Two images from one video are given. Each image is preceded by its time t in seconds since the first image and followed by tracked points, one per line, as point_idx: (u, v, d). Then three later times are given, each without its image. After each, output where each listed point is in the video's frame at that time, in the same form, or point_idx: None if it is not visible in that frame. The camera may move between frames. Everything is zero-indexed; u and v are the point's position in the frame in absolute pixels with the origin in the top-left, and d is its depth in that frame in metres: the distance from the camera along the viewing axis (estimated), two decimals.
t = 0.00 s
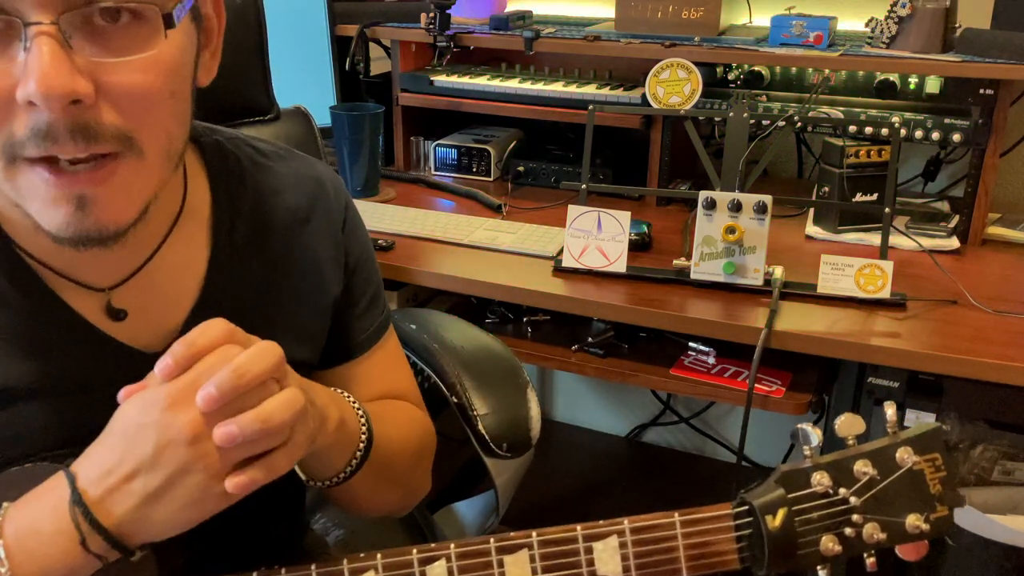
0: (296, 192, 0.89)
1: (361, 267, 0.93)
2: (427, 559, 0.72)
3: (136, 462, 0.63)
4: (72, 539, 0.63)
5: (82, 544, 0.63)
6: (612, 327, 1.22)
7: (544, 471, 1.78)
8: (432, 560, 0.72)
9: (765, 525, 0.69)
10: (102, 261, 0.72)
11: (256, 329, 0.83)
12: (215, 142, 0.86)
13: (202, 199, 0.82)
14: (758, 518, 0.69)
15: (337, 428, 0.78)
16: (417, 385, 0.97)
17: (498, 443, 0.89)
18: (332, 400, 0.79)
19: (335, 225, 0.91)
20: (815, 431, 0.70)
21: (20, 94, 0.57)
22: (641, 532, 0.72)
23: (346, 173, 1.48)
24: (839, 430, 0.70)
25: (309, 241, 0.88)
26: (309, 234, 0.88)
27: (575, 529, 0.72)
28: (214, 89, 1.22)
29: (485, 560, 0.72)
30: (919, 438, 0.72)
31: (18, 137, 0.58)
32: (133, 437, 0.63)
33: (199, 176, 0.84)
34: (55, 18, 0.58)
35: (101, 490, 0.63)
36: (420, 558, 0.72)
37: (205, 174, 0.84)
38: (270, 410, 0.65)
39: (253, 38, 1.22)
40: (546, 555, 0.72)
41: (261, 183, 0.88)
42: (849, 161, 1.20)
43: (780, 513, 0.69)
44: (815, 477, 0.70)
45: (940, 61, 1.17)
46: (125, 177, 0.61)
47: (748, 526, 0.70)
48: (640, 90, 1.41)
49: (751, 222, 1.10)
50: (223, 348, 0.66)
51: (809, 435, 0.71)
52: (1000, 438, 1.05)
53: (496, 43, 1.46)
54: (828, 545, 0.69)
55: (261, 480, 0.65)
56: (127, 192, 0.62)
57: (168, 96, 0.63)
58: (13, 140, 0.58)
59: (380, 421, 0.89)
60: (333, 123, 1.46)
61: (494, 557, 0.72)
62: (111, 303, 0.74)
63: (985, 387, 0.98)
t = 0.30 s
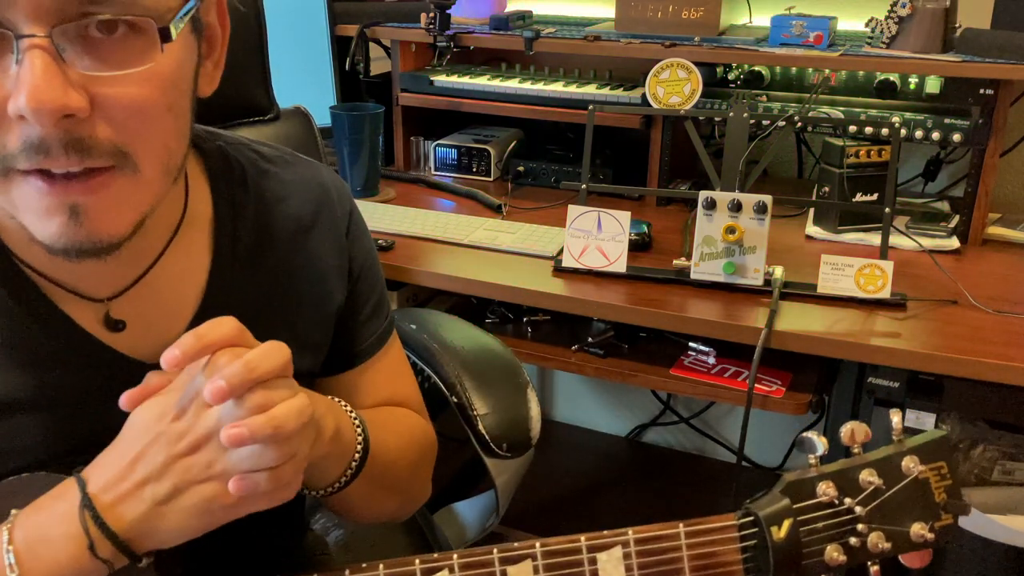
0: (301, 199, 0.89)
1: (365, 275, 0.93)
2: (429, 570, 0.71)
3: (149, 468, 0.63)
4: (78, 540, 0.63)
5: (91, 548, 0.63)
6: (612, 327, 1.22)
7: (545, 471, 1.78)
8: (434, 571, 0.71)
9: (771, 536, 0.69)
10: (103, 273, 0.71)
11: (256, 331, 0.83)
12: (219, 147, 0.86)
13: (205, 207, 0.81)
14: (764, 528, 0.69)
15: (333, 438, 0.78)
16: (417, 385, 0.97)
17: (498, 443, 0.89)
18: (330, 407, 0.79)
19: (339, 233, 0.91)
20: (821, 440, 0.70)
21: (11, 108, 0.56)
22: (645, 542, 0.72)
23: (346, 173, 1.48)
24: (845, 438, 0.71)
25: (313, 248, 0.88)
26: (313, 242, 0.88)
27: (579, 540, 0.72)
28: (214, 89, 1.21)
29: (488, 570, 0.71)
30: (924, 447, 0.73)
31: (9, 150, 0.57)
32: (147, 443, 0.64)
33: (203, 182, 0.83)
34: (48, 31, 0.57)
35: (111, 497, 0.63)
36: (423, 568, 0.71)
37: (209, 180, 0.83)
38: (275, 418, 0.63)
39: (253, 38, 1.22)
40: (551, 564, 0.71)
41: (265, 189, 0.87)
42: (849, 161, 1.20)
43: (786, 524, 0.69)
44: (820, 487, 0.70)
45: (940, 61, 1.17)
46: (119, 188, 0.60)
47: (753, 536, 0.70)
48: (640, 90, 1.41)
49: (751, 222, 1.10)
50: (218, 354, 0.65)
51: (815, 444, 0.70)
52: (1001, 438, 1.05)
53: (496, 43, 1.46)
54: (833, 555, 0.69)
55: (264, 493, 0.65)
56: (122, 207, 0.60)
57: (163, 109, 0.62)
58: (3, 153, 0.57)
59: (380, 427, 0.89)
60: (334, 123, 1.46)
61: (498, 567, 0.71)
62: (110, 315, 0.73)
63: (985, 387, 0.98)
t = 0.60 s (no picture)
0: (294, 193, 0.88)
1: (359, 270, 0.92)
2: (423, 562, 0.72)
3: (136, 456, 0.63)
4: (70, 533, 0.63)
5: (79, 537, 0.63)
6: (612, 327, 1.22)
7: (545, 471, 1.78)
8: (428, 563, 0.72)
9: (764, 526, 0.69)
10: (97, 265, 0.71)
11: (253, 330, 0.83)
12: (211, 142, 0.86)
13: (197, 200, 0.82)
14: (756, 518, 0.69)
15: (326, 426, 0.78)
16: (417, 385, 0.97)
17: (498, 443, 0.89)
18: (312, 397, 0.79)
19: (333, 227, 0.90)
20: (814, 430, 0.70)
21: (58, 99, 0.55)
22: (637, 533, 0.72)
23: (346, 173, 1.48)
24: (838, 428, 0.70)
25: (305, 243, 0.87)
26: (305, 236, 0.87)
27: (572, 531, 0.73)
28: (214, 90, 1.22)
29: (480, 563, 0.72)
30: (919, 436, 0.72)
31: (51, 144, 0.56)
32: (138, 434, 0.64)
33: (195, 176, 0.83)
34: (91, 22, 0.57)
35: (99, 487, 0.64)
36: (416, 561, 0.72)
37: (201, 174, 0.84)
38: (246, 412, 0.63)
39: (253, 38, 1.22)
40: (543, 557, 0.72)
41: (258, 184, 0.87)
42: (849, 161, 1.20)
43: (778, 514, 0.69)
44: (814, 476, 0.70)
45: (940, 61, 1.17)
46: (149, 179, 0.60)
47: (746, 526, 0.71)
48: (640, 90, 1.40)
49: (751, 222, 1.10)
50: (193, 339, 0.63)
51: (808, 434, 0.71)
52: (1001, 438, 1.07)
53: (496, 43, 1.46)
54: (827, 545, 0.69)
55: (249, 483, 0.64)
56: (152, 196, 0.61)
57: (190, 98, 0.63)
58: (45, 148, 0.56)
59: (380, 420, 0.89)
60: (334, 123, 1.46)
61: (491, 560, 0.72)
62: (107, 310, 0.73)
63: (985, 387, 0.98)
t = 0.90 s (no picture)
0: (280, 177, 0.89)
1: (350, 252, 0.92)
2: (423, 555, 0.73)
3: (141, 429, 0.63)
4: (74, 507, 0.63)
5: (83, 510, 0.63)
6: (612, 327, 1.22)
7: (545, 471, 1.78)
8: (429, 556, 0.73)
9: (762, 517, 0.69)
10: (104, 246, 0.71)
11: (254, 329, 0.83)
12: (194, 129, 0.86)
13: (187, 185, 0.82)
14: (755, 510, 0.69)
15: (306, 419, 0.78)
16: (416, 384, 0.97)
17: (498, 443, 0.89)
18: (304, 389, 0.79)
19: (321, 210, 0.91)
20: (811, 422, 0.70)
21: (163, 73, 0.57)
22: (637, 525, 0.72)
23: (346, 173, 1.48)
24: (835, 421, 0.71)
25: (295, 226, 0.88)
26: (294, 219, 0.88)
27: (571, 524, 0.73)
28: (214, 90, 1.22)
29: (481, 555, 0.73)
30: (914, 428, 0.72)
31: (151, 119, 0.58)
32: (141, 416, 0.63)
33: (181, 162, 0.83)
34: None
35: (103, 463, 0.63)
36: (417, 555, 0.73)
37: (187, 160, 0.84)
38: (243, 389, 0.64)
39: (254, 38, 1.22)
40: (543, 549, 0.73)
41: (243, 169, 0.87)
42: (849, 161, 1.20)
43: (776, 505, 0.69)
44: (811, 468, 0.70)
45: (940, 60, 1.18)
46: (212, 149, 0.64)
47: (744, 518, 0.70)
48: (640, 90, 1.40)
49: (751, 222, 1.10)
50: (202, 311, 0.65)
51: (805, 426, 0.70)
52: (1000, 438, 1.03)
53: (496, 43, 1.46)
54: (825, 536, 0.69)
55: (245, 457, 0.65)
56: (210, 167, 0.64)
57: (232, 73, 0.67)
58: (143, 124, 0.58)
59: (368, 409, 0.89)
60: (334, 123, 1.46)
61: (491, 552, 0.73)
62: (118, 290, 0.73)
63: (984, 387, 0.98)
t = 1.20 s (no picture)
0: (250, 153, 0.99)
1: (324, 218, 1.03)
2: (423, 545, 0.74)
3: (155, 455, 0.65)
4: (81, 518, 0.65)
5: (88, 524, 0.66)
6: (612, 327, 1.21)
7: (545, 471, 1.78)
8: (428, 545, 0.74)
9: (758, 501, 0.69)
10: (98, 233, 0.81)
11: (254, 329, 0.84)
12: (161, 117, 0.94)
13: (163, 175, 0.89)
14: (750, 494, 0.70)
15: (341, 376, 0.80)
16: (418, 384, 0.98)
17: (498, 443, 0.89)
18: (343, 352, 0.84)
19: (292, 181, 1.01)
20: (806, 408, 0.71)
21: (193, 60, 0.71)
22: (634, 512, 0.72)
23: (346, 173, 1.48)
24: (829, 405, 0.71)
25: (273, 199, 0.98)
26: (269, 191, 0.98)
27: (570, 511, 0.73)
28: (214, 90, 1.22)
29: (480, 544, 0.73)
30: (909, 411, 0.72)
31: (183, 101, 0.71)
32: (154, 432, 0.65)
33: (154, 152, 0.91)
34: None
35: (112, 479, 0.65)
36: (416, 544, 0.74)
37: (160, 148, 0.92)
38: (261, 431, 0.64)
39: (254, 38, 1.21)
40: (541, 537, 0.73)
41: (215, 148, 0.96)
42: (849, 161, 1.20)
43: (772, 489, 0.69)
44: (805, 453, 0.70)
45: (940, 61, 1.18)
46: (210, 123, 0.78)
47: (741, 503, 0.71)
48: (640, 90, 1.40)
49: (751, 222, 1.10)
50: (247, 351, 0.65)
51: (799, 412, 0.71)
52: (1002, 437, 1.07)
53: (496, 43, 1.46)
54: (821, 520, 0.70)
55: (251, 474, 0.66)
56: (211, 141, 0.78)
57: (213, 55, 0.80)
58: (176, 108, 0.71)
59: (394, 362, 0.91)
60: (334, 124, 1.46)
61: (490, 540, 0.73)
62: (118, 271, 0.83)
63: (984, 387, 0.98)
